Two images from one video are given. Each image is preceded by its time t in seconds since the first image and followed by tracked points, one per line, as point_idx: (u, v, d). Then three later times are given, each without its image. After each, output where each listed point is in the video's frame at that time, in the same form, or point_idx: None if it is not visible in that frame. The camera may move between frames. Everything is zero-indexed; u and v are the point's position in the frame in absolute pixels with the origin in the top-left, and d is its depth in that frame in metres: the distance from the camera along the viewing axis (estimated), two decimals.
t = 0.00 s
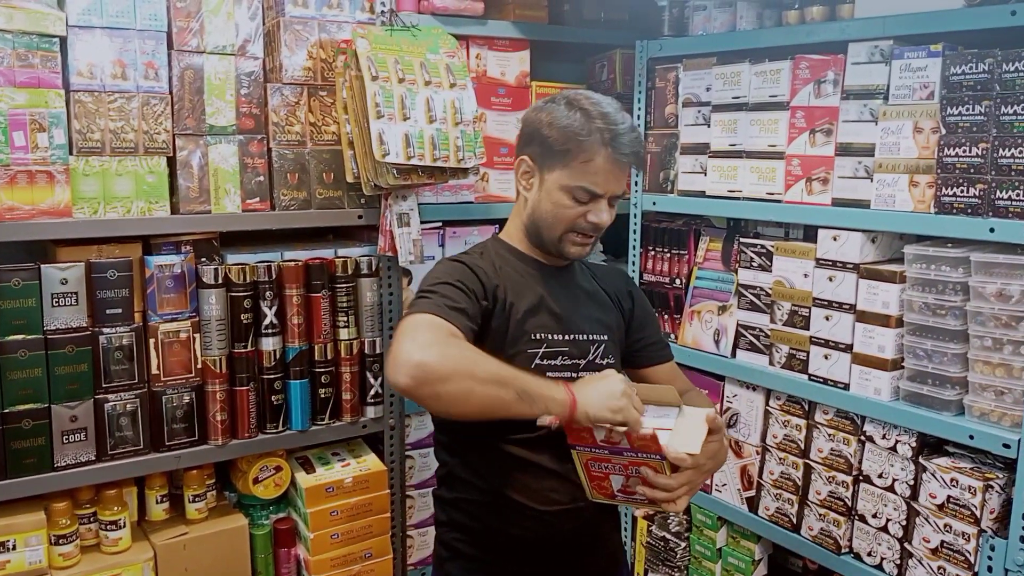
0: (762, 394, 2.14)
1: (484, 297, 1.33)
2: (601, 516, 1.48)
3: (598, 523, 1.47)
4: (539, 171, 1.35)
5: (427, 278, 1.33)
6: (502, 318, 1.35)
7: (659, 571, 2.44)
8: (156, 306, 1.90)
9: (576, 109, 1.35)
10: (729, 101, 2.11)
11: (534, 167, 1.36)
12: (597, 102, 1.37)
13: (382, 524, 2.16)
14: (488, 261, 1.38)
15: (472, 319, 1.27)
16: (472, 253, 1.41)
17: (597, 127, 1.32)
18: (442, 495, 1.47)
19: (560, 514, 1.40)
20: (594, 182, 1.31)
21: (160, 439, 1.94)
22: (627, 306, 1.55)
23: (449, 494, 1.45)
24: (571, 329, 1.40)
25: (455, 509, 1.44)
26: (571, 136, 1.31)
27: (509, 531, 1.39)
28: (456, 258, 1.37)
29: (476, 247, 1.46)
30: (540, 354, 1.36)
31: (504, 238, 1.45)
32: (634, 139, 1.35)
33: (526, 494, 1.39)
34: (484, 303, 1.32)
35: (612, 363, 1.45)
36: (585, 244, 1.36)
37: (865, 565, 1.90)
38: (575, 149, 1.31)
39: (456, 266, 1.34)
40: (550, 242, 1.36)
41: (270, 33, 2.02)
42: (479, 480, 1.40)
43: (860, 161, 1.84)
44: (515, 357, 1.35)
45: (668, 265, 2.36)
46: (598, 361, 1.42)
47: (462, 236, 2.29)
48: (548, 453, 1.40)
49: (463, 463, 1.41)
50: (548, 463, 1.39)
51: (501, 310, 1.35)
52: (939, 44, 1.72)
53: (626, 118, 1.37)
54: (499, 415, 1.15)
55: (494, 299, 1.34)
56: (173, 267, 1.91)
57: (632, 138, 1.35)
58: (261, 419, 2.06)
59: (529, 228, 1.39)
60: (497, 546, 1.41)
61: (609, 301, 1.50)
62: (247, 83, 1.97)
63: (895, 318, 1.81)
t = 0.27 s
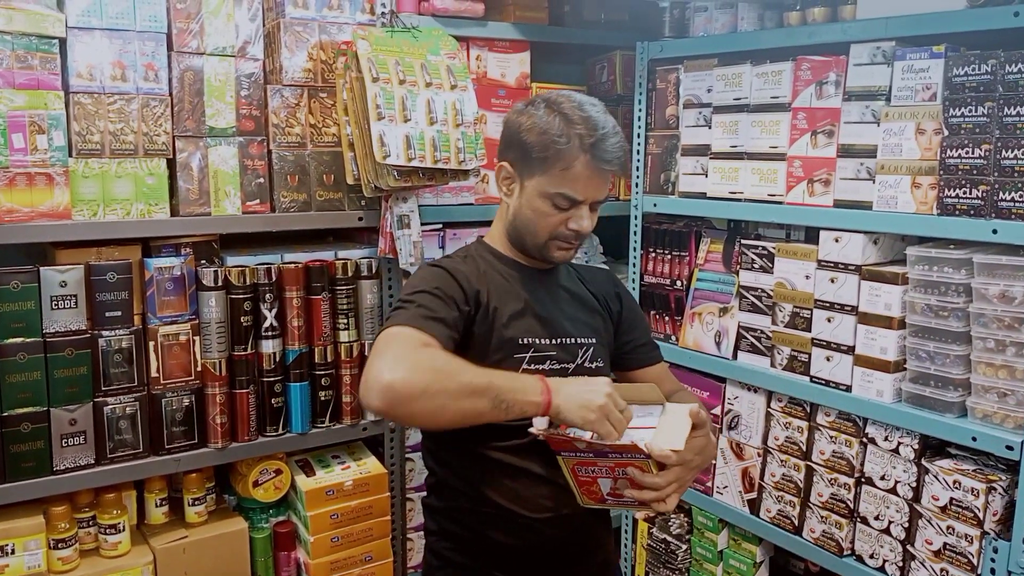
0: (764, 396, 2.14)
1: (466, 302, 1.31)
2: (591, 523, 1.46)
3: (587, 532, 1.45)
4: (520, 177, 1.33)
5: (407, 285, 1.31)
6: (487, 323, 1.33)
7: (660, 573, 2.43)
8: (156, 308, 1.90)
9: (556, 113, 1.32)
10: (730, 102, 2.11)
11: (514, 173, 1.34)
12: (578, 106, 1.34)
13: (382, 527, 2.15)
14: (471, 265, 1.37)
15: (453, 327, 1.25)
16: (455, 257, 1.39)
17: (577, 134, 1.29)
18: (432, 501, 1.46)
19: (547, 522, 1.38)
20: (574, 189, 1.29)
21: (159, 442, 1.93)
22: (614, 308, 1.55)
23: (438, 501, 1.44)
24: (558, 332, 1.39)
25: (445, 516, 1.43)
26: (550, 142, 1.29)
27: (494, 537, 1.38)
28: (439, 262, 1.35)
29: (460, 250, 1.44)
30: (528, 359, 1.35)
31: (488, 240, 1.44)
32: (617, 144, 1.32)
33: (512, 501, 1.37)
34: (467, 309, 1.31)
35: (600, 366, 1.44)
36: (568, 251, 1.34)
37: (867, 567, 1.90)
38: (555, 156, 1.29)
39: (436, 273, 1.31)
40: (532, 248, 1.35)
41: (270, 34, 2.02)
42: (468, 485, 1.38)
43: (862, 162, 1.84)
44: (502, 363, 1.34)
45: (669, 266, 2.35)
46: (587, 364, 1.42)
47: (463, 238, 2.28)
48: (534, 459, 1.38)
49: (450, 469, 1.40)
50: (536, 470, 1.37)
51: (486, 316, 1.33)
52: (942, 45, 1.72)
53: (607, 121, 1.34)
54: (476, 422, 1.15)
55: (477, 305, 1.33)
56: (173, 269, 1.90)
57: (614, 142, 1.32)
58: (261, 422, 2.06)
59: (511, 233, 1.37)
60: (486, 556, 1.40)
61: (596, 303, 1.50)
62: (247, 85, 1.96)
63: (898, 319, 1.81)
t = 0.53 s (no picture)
0: (766, 393, 2.13)
1: (456, 308, 1.30)
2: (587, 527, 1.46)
3: (582, 535, 1.44)
4: (507, 176, 1.32)
5: (395, 293, 1.29)
6: (479, 326, 1.32)
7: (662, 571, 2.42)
8: (156, 306, 1.89)
9: (541, 109, 1.31)
10: (731, 99, 2.10)
11: (501, 171, 1.33)
12: (563, 101, 1.32)
13: (383, 525, 2.14)
14: (460, 267, 1.35)
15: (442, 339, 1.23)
16: (444, 259, 1.37)
17: (562, 131, 1.27)
18: (427, 503, 1.45)
19: (541, 524, 1.38)
20: (562, 187, 1.28)
21: (160, 441, 1.92)
22: (608, 305, 1.54)
23: (433, 502, 1.43)
24: (552, 332, 1.38)
25: (440, 517, 1.42)
26: (535, 140, 1.27)
27: (489, 539, 1.37)
28: (427, 267, 1.33)
29: (451, 251, 1.43)
30: (521, 360, 1.35)
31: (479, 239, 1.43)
32: (604, 138, 1.31)
33: (509, 502, 1.36)
34: (457, 314, 1.30)
35: (595, 365, 1.44)
36: (559, 248, 1.33)
37: (870, 564, 1.89)
38: (541, 153, 1.27)
39: (423, 279, 1.29)
40: (523, 247, 1.34)
41: (270, 30, 2.01)
42: (466, 485, 1.38)
43: (865, 158, 1.84)
44: (495, 365, 1.33)
45: (670, 263, 2.34)
46: (581, 364, 1.42)
47: (463, 235, 2.27)
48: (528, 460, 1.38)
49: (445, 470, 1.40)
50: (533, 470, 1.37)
51: (477, 320, 1.32)
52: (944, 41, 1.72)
53: (594, 115, 1.32)
54: (462, 444, 1.16)
55: (468, 310, 1.32)
56: (172, 267, 1.89)
57: (601, 136, 1.30)
58: (262, 420, 2.05)
59: (501, 233, 1.36)
60: (480, 559, 1.38)
61: (590, 301, 1.49)
62: (247, 82, 1.95)
63: (901, 316, 1.80)
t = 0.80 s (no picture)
0: (766, 395, 2.13)
1: (454, 313, 1.29)
2: (587, 532, 1.45)
3: (582, 541, 1.43)
4: (501, 180, 1.31)
5: (392, 299, 1.28)
6: (478, 330, 1.31)
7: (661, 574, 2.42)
8: (153, 308, 1.88)
9: (534, 112, 1.30)
10: (731, 100, 2.10)
11: (495, 174, 1.32)
12: (557, 102, 1.31)
13: (381, 528, 2.13)
14: (458, 271, 1.34)
15: (439, 345, 1.22)
16: (442, 263, 1.37)
17: (555, 134, 1.26)
18: (425, 509, 1.44)
19: (540, 530, 1.37)
20: (556, 190, 1.27)
21: (157, 443, 1.91)
22: (607, 307, 1.54)
23: (432, 508, 1.42)
24: (551, 336, 1.38)
25: (439, 522, 1.41)
26: (527, 144, 1.26)
27: (488, 545, 1.36)
28: (424, 271, 1.32)
29: (448, 254, 1.42)
30: (521, 364, 1.34)
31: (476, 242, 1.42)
32: (598, 140, 1.30)
33: (509, 508, 1.36)
34: (455, 319, 1.28)
35: (595, 368, 1.43)
36: (555, 251, 1.32)
37: (870, 567, 1.89)
38: (534, 157, 1.26)
39: (421, 284, 1.28)
40: (519, 251, 1.33)
41: (269, 31, 2.00)
42: (464, 490, 1.37)
43: (865, 160, 1.83)
44: (494, 370, 1.32)
45: (669, 265, 2.34)
46: (581, 367, 1.41)
47: (462, 236, 2.26)
48: (527, 465, 1.37)
49: (444, 476, 1.38)
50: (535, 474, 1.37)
51: (476, 324, 1.31)
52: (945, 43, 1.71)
53: (588, 117, 1.31)
54: (457, 451, 1.16)
55: (466, 314, 1.30)
56: (170, 268, 1.88)
57: (596, 138, 1.29)
58: (260, 422, 2.04)
59: (497, 236, 1.35)
60: (480, 565, 1.37)
61: (589, 304, 1.48)
62: (245, 82, 1.94)
63: (901, 319, 1.80)
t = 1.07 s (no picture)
0: (767, 394, 2.12)
1: (456, 313, 1.28)
2: (591, 533, 1.44)
3: (586, 541, 1.43)
4: (503, 181, 1.30)
5: (394, 298, 1.27)
6: (481, 330, 1.31)
7: (662, 573, 2.41)
8: (153, 307, 1.87)
9: (536, 112, 1.29)
10: (733, 98, 2.09)
11: (497, 175, 1.32)
12: (559, 102, 1.30)
13: (382, 528, 2.13)
14: (461, 270, 1.34)
15: (441, 347, 1.22)
16: (445, 262, 1.36)
17: (556, 135, 1.25)
18: (428, 511, 1.43)
19: (543, 531, 1.36)
20: (557, 192, 1.26)
21: (156, 442, 1.91)
22: (612, 307, 1.53)
23: (434, 510, 1.41)
24: (555, 336, 1.37)
25: (441, 523, 1.40)
26: (529, 145, 1.25)
27: (492, 547, 1.35)
28: (427, 271, 1.32)
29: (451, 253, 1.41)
30: (525, 364, 1.33)
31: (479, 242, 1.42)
32: (601, 140, 1.29)
33: (513, 509, 1.35)
34: (457, 319, 1.28)
35: (600, 369, 1.42)
36: (558, 252, 1.32)
37: (872, 567, 1.88)
38: (536, 158, 1.25)
39: (423, 285, 1.28)
40: (522, 252, 1.32)
41: (269, 29, 1.99)
42: (466, 491, 1.36)
43: (868, 158, 1.82)
44: (498, 371, 1.31)
45: (671, 264, 2.33)
46: (585, 368, 1.40)
47: (463, 235, 2.25)
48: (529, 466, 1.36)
49: (446, 478, 1.38)
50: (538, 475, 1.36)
51: (478, 324, 1.31)
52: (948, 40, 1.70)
53: (590, 117, 1.30)
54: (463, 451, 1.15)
55: (469, 314, 1.30)
56: (170, 267, 1.88)
57: (598, 139, 1.28)
58: (260, 422, 2.03)
59: (499, 237, 1.35)
60: (482, 566, 1.37)
61: (593, 303, 1.48)
62: (245, 80, 1.94)
63: (904, 317, 1.79)
